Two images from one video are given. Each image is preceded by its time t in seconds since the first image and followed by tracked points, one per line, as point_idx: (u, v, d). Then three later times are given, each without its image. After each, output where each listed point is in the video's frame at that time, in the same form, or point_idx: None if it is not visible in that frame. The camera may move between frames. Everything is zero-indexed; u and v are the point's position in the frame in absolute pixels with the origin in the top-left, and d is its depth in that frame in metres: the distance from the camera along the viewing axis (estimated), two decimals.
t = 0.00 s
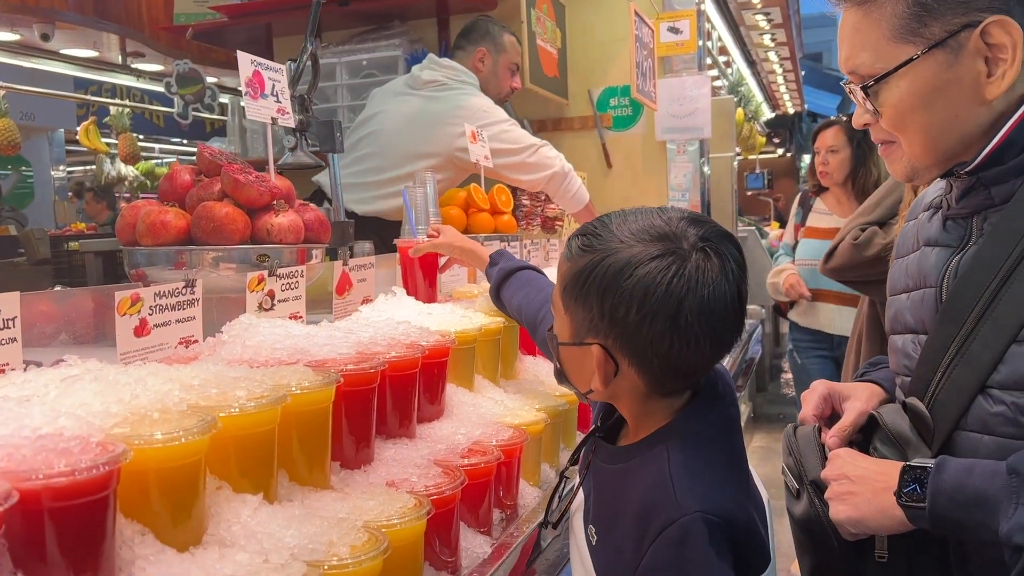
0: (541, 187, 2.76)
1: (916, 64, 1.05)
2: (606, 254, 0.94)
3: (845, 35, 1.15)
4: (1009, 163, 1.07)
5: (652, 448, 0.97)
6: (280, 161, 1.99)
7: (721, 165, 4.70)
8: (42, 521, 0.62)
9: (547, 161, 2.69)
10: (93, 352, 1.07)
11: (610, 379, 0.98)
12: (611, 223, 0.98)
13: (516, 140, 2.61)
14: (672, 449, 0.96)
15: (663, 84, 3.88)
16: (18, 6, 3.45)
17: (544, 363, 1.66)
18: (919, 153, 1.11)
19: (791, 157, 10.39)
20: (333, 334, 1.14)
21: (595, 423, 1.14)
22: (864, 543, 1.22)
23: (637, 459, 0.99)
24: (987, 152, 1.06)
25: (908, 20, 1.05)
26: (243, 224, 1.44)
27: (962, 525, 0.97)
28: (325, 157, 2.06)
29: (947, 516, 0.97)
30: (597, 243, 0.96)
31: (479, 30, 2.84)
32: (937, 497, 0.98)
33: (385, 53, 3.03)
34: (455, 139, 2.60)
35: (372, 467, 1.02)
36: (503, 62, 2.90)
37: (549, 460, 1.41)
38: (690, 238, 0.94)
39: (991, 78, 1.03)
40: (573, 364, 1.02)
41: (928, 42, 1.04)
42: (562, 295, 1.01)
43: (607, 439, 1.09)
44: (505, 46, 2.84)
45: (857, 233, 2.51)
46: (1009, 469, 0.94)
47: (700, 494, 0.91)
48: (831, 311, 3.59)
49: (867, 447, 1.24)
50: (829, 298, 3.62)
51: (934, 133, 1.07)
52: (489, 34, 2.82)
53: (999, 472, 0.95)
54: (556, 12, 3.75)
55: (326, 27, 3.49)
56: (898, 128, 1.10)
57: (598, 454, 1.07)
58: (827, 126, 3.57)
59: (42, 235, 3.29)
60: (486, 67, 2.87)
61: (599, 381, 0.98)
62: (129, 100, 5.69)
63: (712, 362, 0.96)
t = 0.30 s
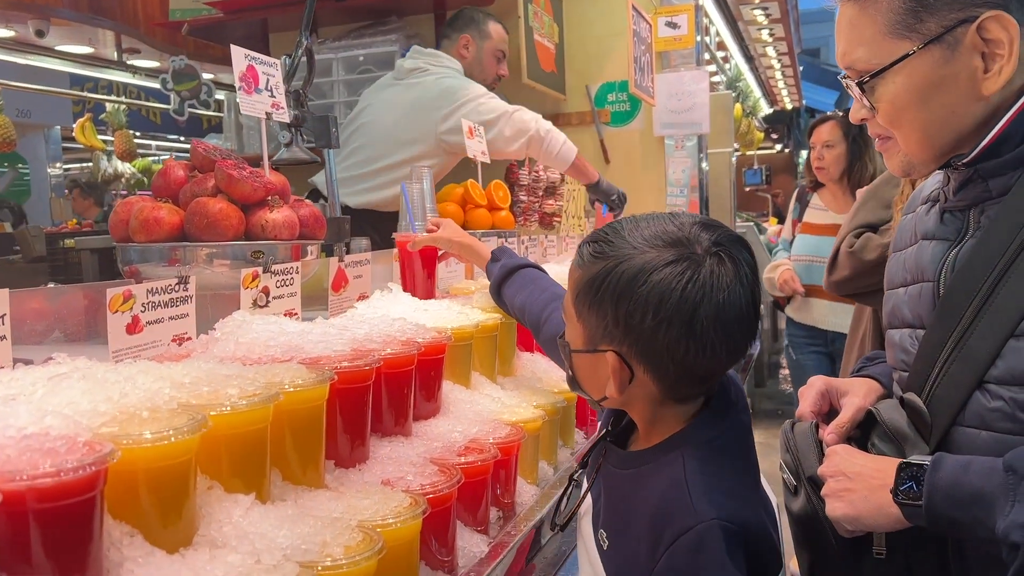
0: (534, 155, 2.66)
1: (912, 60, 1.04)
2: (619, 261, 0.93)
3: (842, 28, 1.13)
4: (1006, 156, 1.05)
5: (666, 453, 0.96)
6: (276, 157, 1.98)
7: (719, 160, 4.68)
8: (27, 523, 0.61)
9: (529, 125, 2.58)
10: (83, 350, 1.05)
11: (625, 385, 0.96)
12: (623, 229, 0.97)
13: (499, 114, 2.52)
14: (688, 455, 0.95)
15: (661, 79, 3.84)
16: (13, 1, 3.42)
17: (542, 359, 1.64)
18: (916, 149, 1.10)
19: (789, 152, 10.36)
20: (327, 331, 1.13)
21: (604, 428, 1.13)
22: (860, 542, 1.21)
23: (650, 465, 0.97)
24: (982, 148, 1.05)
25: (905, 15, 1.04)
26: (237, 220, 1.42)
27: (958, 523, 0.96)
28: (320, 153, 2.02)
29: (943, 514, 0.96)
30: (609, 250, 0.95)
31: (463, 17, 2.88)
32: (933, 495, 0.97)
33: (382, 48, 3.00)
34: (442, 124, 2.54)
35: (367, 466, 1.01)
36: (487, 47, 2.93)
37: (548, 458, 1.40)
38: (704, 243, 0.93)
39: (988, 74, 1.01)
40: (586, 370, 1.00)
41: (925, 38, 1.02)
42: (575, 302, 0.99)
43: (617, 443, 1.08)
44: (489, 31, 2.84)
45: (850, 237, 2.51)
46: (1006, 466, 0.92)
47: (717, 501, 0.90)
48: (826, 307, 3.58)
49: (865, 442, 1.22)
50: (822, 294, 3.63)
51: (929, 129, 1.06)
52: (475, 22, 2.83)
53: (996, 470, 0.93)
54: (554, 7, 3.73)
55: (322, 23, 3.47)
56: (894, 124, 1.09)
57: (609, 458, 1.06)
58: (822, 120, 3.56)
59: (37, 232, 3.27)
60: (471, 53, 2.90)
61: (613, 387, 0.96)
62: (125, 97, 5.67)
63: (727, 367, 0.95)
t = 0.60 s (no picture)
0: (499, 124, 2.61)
1: (914, 56, 1.02)
2: (655, 271, 0.91)
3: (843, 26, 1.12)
4: (1010, 150, 1.03)
5: (689, 465, 0.94)
6: (274, 152, 1.96)
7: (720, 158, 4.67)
8: (16, 522, 0.59)
9: (488, 95, 2.53)
10: (78, 347, 1.04)
11: (646, 396, 0.95)
12: (658, 238, 0.95)
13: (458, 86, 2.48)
14: (712, 467, 0.93)
15: (661, 76, 3.94)
16: None
17: (542, 356, 1.63)
18: (918, 147, 1.08)
19: (790, 150, 10.33)
20: (325, 328, 1.11)
21: (614, 441, 1.11)
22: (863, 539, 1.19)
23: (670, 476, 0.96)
24: (985, 143, 1.03)
25: (907, 10, 1.02)
26: (234, 216, 1.41)
27: (959, 521, 0.94)
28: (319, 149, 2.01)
29: (944, 509, 0.95)
30: (644, 258, 0.93)
31: None
32: (934, 491, 0.95)
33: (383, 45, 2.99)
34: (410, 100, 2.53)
35: (366, 464, 0.99)
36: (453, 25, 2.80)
37: (549, 455, 1.38)
38: (740, 260, 0.92)
39: (992, 70, 1.00)
40: (606, 378, 0.99)
41: (927, 34, 1.01)
42: (601, 309, 0.97)
43: (630, 454, 1.07)
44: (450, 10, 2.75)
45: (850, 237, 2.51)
46: (1010, 463, 0.91)
47: (743, 514, 0.89)
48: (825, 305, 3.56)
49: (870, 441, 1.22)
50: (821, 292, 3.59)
51: (932, 127, 1.04)
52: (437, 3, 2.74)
53: (1000, 467, 0.92)
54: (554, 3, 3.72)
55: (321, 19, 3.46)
56: (897, 122, 1.08)
57: (622, 468, 1.05)
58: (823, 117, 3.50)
59: (37, 230, 3.26)
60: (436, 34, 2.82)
61: (634, 397, 0.95)
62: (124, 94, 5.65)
63: (751, 385, 0.94)
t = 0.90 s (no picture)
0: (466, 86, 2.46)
1: (925, 51, 1.02)
2: (670, 260, 0.90)
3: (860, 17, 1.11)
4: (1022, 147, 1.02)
5: (706, 468, 0.93)
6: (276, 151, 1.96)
7: (723, 158, 4.67)
8: (16, 520, 0.59)
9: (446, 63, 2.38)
10: (79, 344, 1.03)
11: (653, 389, 0.94)
12: (681, 229, 0.95)
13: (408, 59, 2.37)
14: (730, 468, 0.92)
15: (665, 75, 3.88)
16: None
17: (545, 356, 1.62)
18: (927, 141, 1.08)
19: (792, 151, 10.32)
20: (327, 326, 1.11)
21: (625, 444, 1.10)
22: (862, 528, 1.20)
23: (686, 478, 0.95)
24: (994, 140, 1.02)
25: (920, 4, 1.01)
26: (236, 214, 1.41)
27: (954, 511, 0.94)
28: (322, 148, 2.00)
29: (939, 499, 0.95)
30: (661, 247, 0.93)
31: None
32: (931, 478, 0.95)
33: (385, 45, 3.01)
34: (366, 89, 2.46)
35: (368, 463, 0.99)
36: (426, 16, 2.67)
37: (551, 455, 1.38)
38: (760, 259, 0.91)
39: (1005, 68, 0.99)
40: (616, 369, 0.98)
41: (940, 29, 1.00)
42: (614, 296, 0.97)
43: (641, 456, 1.06)
44: None
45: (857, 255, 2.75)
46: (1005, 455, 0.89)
47: (763, 516, 0.89)
48: (828, 305, 3.56)
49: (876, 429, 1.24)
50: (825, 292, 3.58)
51: (941, 123, 1.04)
52: None
53: (996, 459, 0.90)
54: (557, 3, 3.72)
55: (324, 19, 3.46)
56: (907, 116, 1.07)
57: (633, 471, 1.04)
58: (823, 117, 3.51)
59: (39, 229, 3.26)
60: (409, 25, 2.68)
61: (640, 388, 0.94)
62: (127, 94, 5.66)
63: (761, 387, 0.92)
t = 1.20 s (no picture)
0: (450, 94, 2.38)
1: (947, 55, 1.02)
2: (700, 260, 0.91)
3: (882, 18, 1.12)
4: None
5: (731, 478, 0.93)
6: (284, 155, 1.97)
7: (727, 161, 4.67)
8: (35, 522, 0.60)
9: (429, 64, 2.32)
10: (89, 347, 1.04)
11: (676, 392, 0.95)
12: (715, 229, 0.96)
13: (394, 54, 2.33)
14: (757, 477, 0.92)
15: (671, 78, 3.83)
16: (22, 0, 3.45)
17: (552, 359, 1.62)
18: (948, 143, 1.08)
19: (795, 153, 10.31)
20: (337, 330, 1.12)
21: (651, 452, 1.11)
22: (872, 528, 1.20)
23: (709, 489, 0.94)
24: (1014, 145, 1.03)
25: (943, 8, 1.02)
26: (245, 218, 1.42)
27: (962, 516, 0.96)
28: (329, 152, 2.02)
29: (948, 504, 0.96)
30: (693, 246, 0.94)
31: None
32: (941, 484, 0.96)
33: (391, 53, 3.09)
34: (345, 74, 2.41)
35: (378, 466, 1.00)
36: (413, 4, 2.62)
37: (558, 458, 1.38)
38: (793, 263, 0.91)
39: None
40: (640, 370, 0.99)
41: (963, 33, 1.01)
42: (642, 294, 0.98)
43: (666, 465, 1.06)
44: None
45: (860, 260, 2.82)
46: (1016, 463, 0.91)
47: (791, 529, 0.87)
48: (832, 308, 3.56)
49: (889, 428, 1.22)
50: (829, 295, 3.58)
51: (963, 125, 1.05)
52: None
53: (1006, 466, 0.92)
54: (562, 6, 3.73)
55: (329, 22, 3.48)
56: (929, 117, 1.08)
57: (658, 481, 1.03)
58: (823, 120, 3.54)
59: (44, 230, 3.27)
60: (394, 15, 2.66)
61: (664, 390, 0.95)
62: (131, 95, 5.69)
63: (789, 395, 0.92)
